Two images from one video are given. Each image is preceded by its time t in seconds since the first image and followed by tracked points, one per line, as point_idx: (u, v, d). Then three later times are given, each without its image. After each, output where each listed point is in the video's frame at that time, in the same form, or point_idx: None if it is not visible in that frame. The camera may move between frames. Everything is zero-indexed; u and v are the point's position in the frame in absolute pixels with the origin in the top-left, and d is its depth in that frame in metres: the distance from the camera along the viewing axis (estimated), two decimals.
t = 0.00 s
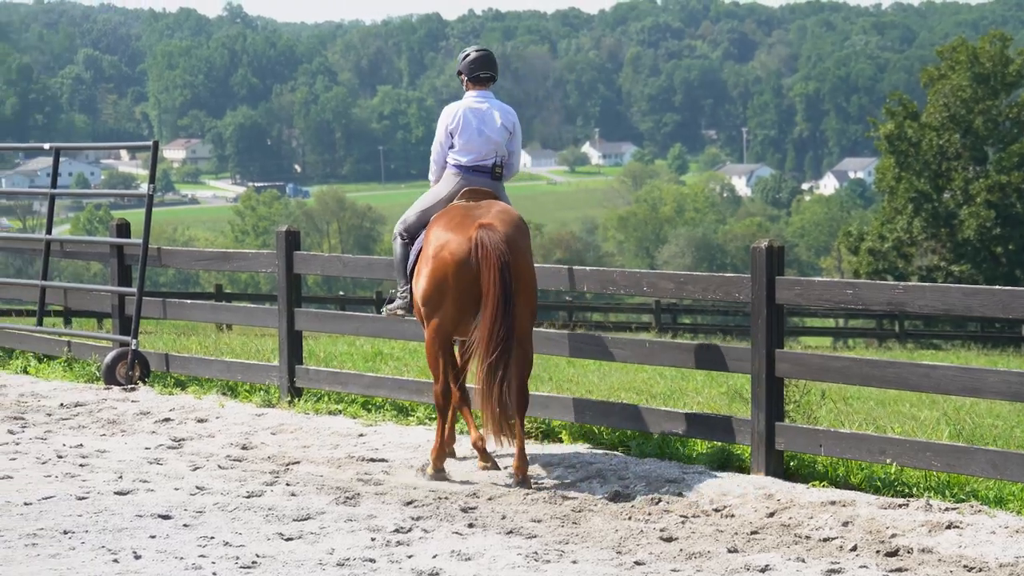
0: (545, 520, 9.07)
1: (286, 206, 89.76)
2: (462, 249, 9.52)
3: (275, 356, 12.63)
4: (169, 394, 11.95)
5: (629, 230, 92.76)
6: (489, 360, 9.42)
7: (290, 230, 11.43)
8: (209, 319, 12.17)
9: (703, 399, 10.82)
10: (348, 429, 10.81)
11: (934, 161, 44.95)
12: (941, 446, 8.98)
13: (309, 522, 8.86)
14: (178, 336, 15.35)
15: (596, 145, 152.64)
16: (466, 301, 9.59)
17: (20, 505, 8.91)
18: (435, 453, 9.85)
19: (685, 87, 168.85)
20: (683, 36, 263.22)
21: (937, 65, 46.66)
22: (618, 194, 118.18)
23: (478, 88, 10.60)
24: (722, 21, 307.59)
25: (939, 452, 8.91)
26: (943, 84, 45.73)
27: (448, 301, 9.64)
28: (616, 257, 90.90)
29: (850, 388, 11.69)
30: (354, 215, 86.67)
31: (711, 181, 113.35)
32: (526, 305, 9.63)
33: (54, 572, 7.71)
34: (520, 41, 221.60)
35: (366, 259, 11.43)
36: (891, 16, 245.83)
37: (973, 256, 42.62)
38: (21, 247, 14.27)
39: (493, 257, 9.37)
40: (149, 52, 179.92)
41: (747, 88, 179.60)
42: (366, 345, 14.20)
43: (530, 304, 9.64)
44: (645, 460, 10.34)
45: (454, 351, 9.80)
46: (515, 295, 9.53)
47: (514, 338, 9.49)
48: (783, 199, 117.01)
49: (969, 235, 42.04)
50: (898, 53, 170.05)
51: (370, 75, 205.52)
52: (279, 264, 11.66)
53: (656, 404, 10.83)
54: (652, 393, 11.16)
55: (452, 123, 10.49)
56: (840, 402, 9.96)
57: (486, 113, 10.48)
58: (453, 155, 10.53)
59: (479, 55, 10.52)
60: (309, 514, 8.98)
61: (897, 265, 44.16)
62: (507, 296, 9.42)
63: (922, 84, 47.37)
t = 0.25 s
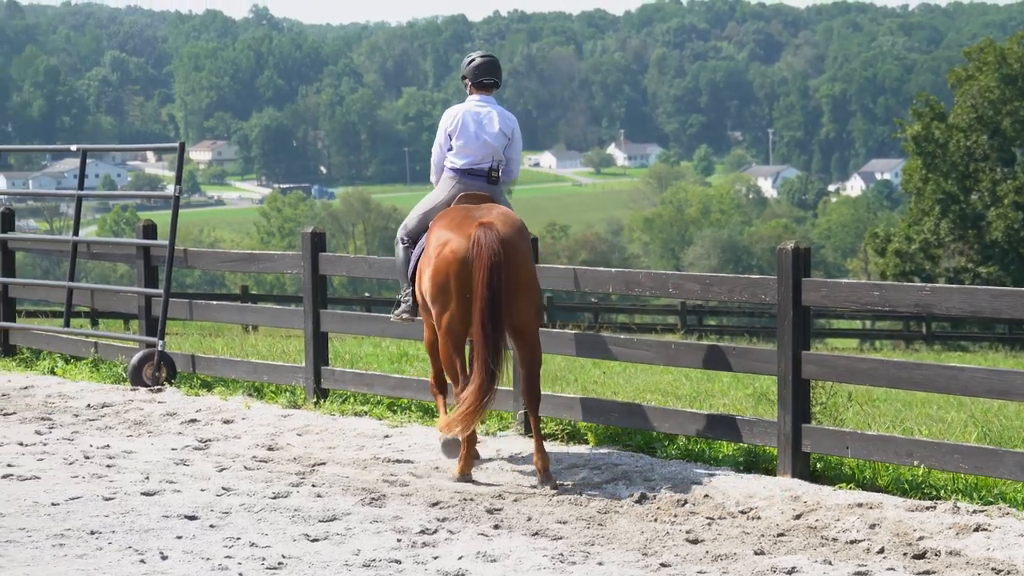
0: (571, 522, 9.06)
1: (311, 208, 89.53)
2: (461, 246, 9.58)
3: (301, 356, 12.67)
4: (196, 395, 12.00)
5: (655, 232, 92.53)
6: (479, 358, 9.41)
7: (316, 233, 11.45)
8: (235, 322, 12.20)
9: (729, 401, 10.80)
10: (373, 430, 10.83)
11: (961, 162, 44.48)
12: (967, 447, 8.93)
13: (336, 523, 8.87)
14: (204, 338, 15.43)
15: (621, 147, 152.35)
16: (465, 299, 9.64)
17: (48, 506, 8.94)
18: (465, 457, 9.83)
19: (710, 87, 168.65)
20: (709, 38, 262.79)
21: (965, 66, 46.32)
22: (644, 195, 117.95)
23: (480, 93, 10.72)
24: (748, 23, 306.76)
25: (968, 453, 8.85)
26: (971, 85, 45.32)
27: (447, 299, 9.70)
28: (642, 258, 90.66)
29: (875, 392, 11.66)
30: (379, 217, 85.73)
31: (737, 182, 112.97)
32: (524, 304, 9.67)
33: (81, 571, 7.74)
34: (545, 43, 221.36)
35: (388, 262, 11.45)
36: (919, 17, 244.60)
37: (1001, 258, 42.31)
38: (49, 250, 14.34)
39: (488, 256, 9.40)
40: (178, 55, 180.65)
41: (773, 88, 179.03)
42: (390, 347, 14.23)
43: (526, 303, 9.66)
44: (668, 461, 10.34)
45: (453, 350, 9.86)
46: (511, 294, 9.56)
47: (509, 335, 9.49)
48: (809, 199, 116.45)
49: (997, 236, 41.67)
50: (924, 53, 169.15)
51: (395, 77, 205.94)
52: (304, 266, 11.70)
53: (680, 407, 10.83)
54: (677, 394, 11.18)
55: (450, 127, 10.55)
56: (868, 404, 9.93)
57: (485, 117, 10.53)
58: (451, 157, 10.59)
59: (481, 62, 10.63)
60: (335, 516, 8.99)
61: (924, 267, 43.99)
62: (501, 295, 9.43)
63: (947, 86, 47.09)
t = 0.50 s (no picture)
0: (601, 522, 9.04)
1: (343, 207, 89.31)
2: (474, 244, 9.65)
3: (331, 356, 12.67)
4: (226, 395, 12.03)
5: (685, 232, 92.18)
6: (489, 353, 9.49)
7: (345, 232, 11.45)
8: (266, 321, 12.22)
9: (761, 402, 10.77)
10: (404, 430, 10.84)
11: (994, 162, 43.85)
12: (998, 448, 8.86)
13: (365, 524, 8.86)
14: (235, 337, 15.46)
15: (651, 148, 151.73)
16: (475, 294, 9.68)
17: (80, 506, 8.95)
18: (491, 456, 9.81)
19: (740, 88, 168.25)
20: (739, 38, 261.79)
21: (1000, 67, 46.36)
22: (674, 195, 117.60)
23: (488, 94, 10.72)
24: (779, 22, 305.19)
25: (998, 454, 8.80)
26: (1003, 86, 45.19)
27: (458, 293, 9.76)
28: (672, 259, 90.39)
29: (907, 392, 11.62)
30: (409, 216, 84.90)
31: (768, 182, 112.49)
32: (533, 304, 9.76)
33: (111, 571, 7.74)
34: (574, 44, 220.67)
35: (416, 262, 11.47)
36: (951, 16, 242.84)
37: None
38: (80, 251, 14.38)
39: (501, 254, 9.46)
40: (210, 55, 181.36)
41: (803, 89, 178.24)
42: (419, 348, 14.22)
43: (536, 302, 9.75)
44: (698, 462, 10.33)
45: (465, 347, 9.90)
46: (520, 292, 9.66)
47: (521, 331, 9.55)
48: (840, 199, 115.79)
49: None
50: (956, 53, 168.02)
51: (425, 77, 206.38)
52: (334, 266, 11.70)
53: (711, 408, 10.82)
54: (707, 395, 11.16)
55: (460, 128, 10.57)
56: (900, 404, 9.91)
57: (495, 118, 10.54)
58: (462, 158, 10.60)
59: (489, 62, 10.61)
60: (366, 516, 8.98)
61: (957, 267, 42.92)
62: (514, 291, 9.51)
63: (982, 87, 46.50)
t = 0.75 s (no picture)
0: (631, 523, 9.03)
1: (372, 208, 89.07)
2: (496, 246, 9.66)
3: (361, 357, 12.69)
4: (256, 395, 12.06)
5: (715, 233, 91.77)
6: (512, 356, 9.54)
7: (374, 232, 11.50)
8: (294, 321, 12.26)
9: (790, 402, 10.77)
10: (433, 430, 10.85)
11: None
12: None
13: (394, 524, 8.86)
14: (265, 337, 15.53)
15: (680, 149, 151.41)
16: (499, 295, 9.69)
17: (111, 505, 8.98)
18: (521, 456, 9.84)
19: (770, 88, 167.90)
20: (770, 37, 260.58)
21: None
22: (703, 196, 117.20)
23: (496, 95, 10.71)
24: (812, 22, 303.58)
25: None
26: None
27: (481, 296, 9.74)
28: (701, 259, 90.12)
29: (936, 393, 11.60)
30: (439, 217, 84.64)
31: (798, 183, 111.95)
32: (553, 303, 9.83)
33: (141, 569, 7.75)
34: (604, 45, 219.86)
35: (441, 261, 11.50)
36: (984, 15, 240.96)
37: None
38: (111, 250, 14.49)
39: (525, 255, 9.51)
40: (243, 55, 181.93)
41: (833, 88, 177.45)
42: (448, 348, 14.26)
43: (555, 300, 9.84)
44: (728, 463, 10.31)
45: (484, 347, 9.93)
46: (544, 292, 9.70)
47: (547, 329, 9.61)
48: (869, 199, 115.10)
49: None
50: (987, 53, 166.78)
51: (454, 78, 206.75)
52: (363, 266, 11.72)
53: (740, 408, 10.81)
54: (737, 396, 11.15)
55: (470, 128, 10.56)
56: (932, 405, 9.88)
57: (504, 119, 10.55)
58: (470, 159, 10.63)
59: (497, 63, 10.59)
60: (395, 516, 8.98)
61: (987, 268, 42.69)
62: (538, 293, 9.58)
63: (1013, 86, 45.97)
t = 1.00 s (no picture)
0: (659, 524, 9.01)
1: (400, 210, 88.84)
2: (517, 252, 9.66)
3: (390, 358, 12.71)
4: (285, 397, 12.09)
5: (744, 234, 91.53)
6: (547, 361, 9.53)
7: (403, 234, 11.52)
8: (323, 323, 12.31)
9: (819, 404, 10.75)
10: (461, 432, 10.85)
11: None
12: None
13: (423, 524, 8.84)
14: (294, 340, 15.54)
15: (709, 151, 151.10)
16: (525, 300, 9.69)
17: (140, 506, 8.98)
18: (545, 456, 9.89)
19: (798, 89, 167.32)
20: (798, 39, 259.53)
21: None
22: (732, 197, 116.85)
23: (505, 100, 10.69)
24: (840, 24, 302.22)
25: None
26: None
27: (506, 301, 9.70)
28: (731, 260, 89.97)
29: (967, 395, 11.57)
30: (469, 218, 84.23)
31: (827, 184, 111.49)
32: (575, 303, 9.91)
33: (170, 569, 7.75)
34: (631, 47, 219.70)
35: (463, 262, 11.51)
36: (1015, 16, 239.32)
37: None
38: (139, 253, 14.52)
39: (550, 259, 9.56)
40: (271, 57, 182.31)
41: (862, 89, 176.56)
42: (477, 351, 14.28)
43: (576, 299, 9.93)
44: (757, 465, 10.29)
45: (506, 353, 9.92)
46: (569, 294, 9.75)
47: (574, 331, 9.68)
48: (898, 200, 114.56)
49: None
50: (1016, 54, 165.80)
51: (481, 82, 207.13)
52: (391, 268, 11.75)
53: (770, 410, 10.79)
54: (767, 398, 11.12)
55: (479, 133, 10.56)
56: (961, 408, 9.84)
57: (512, 125, 10.56)
58: (478, 165, 10.63)
59: (505, 70, 10.59)
60: (423, 517, 8.98)
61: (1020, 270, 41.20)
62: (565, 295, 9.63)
63: None
